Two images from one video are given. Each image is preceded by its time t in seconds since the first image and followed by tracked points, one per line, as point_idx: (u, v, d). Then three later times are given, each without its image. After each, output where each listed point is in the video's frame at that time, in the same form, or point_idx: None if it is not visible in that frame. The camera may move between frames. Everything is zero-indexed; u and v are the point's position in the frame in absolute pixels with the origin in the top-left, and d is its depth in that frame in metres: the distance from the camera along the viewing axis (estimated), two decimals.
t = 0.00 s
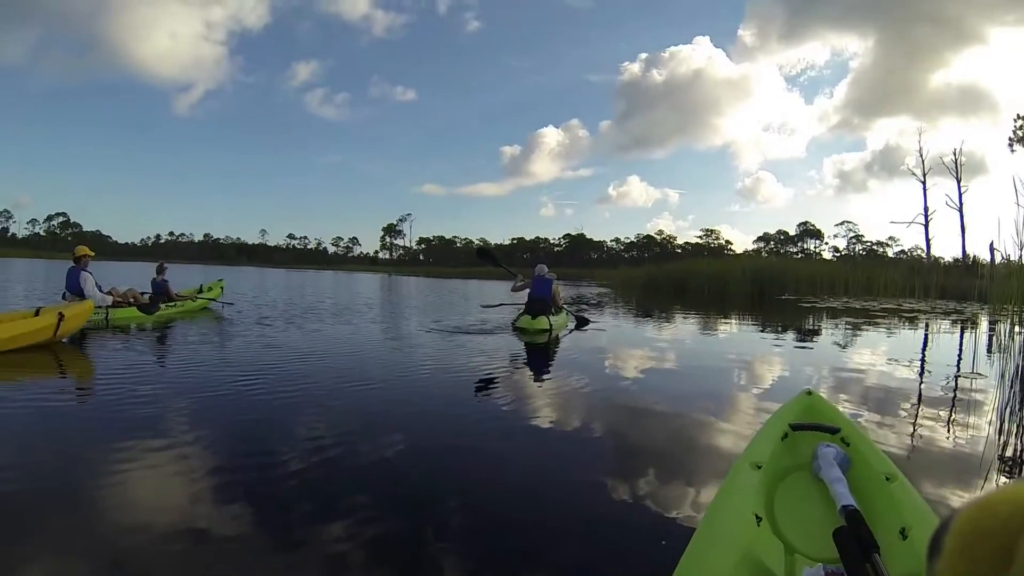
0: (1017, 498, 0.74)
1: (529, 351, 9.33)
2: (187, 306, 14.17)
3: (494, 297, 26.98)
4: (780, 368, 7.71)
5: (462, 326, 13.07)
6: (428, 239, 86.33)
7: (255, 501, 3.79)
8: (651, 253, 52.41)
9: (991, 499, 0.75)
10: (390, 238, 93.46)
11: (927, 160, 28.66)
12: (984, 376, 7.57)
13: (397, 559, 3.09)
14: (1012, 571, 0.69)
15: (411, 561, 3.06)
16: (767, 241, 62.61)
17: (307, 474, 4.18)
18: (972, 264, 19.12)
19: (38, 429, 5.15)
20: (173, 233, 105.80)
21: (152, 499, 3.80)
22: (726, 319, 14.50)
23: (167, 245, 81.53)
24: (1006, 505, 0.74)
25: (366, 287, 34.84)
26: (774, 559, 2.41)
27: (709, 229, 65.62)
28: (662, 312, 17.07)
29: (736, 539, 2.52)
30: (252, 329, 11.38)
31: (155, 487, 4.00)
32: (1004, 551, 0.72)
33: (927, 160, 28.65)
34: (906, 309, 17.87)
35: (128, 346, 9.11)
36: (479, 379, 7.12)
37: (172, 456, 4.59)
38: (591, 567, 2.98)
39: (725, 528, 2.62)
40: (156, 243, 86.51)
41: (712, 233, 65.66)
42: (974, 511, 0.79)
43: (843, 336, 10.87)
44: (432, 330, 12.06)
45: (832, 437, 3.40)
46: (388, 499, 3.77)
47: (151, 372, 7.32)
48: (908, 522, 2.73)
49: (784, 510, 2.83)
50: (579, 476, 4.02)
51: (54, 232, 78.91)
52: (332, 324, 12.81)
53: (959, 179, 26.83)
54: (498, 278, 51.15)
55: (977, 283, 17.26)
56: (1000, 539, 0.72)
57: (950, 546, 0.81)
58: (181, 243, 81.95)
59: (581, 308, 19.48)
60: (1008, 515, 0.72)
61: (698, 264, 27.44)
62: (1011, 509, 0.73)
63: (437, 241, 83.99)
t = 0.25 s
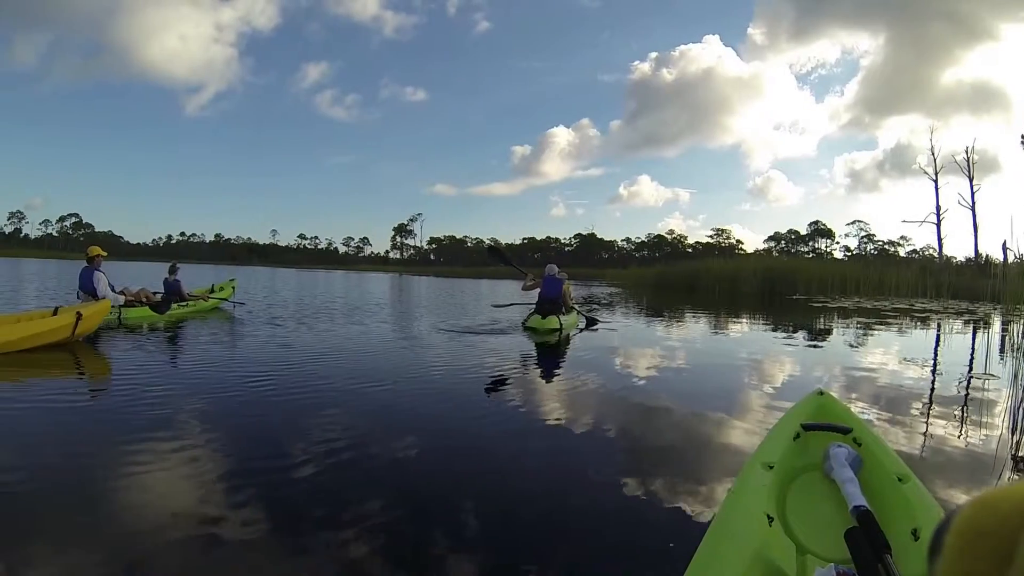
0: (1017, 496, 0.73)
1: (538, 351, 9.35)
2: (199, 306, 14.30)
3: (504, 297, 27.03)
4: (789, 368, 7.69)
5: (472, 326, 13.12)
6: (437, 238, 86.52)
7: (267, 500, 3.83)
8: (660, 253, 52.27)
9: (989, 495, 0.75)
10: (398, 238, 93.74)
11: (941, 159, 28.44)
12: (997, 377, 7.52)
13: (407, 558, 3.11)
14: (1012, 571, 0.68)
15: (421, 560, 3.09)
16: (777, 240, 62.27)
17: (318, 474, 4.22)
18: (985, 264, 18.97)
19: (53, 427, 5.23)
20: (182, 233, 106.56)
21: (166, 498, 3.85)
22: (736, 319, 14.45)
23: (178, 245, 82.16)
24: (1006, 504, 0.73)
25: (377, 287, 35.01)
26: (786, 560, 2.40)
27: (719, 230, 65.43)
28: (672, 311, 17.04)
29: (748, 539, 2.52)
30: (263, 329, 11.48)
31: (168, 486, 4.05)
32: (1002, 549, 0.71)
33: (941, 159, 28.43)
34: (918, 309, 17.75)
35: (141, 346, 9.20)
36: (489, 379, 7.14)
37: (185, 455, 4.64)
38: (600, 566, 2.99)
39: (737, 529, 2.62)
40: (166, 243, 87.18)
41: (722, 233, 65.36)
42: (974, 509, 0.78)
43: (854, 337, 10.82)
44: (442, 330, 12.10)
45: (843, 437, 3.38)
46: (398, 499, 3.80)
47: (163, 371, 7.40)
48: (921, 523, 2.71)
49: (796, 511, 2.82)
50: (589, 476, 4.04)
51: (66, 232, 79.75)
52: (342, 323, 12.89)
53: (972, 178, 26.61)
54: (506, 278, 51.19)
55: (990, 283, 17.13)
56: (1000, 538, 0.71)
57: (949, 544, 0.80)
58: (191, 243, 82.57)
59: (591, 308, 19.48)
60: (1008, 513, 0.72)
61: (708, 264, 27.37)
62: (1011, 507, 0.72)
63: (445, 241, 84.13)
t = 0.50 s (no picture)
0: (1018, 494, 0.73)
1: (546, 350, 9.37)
2: (208, 305, 14.40)
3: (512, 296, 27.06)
4: (798, 367, 7.68)
5: (480, 325, 13.15)
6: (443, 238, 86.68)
7: (275, 498, 3.87)
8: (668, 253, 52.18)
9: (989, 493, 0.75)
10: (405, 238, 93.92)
11: (952, 158, 28.28)
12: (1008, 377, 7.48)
13: (416, 556, 3.14)
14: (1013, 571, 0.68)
15: (429, 558, 3.11)
16: (784, 240, 62.07)
17: (326, 472, 4.26)
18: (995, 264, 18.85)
19: (65, 425, 5.29)
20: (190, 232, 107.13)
21: (177, 495, 3.90)
22: (746, 319, 14.41)
23: (185, 245, 82.65)
24: (1007, 502, 0.73)
25: (386, 287, 35.16)
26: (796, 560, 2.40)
27: (727, 229, 65.19)
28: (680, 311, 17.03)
29: (758, 539, 2.52)
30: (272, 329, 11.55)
31: (178, 484, 4.08)
32: (1003, 548, 0.71)
33: (952, 159, 28.27)
34: (927, 309, 17.66)
35: (151, 345, 9.27)
36: (497, 378, 7.17)
37: (195, 453, 4.68)
38: (607, 564, 3.01)
39: (747, 528, 2.62)
40: (174, 243, 87.68)
41: (730, 232, 65.13)
42: (976, 507, 0.78)
43: (864, 336, 10.78)
44: (450, 329, 12.14)
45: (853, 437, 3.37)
46: (405, 498, 3.82)
47: (173, 371, 7.45)
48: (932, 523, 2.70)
49: (806, 511, 2.82)
50: (596, 475, 4.05)
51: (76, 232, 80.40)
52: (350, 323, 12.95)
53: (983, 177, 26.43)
54: (513, 278, 51.22)
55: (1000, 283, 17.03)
56: (1001, 536, 0.71)
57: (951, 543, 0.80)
58: (199, 242, 83.05)
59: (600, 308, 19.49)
60: (1007, 512, 0.72)
61: (716, 263, 27.32)
62: (1011, 506, 0.72)
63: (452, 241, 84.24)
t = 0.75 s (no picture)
0: (1018, 495, 0.73)
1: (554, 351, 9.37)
2: (217, 308, 14.51)
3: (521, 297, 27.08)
4: (806, 366, 7.67)
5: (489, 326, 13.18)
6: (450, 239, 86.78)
7: (285, 500, 3.89)
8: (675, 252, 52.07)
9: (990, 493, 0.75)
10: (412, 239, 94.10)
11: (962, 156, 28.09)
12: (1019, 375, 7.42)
13: (424, 556, 3.17)
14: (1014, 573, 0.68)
15: (438, 558, 3.13)
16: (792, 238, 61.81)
17: (335, 474, 4.28)
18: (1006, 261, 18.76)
19: (77, 429, 5.36)
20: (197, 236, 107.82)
21: (188, 497, 3.94)
22: (756, 318, 14.37)
23: (194, 248, 83.04)
24: (1009, 502, 0.73)
25: (396, 289, 35.28)
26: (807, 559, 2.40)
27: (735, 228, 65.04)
28: (690, 311, 16.98)
29: (768, 538, 2.52)
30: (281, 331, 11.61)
31: (188, 486, 4.12)
32: (1002, 548, 0.71)
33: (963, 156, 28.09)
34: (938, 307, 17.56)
35: (161, 348, 9.36)
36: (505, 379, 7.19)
37: (204, 455, 4.73)
38: (614, 563, 3.02)
39: (757, 527, 2.62)
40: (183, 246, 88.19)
41: (738, 232, 64.91)
42: (978, 507, 0.78)
43: (873, 335, 10.72)
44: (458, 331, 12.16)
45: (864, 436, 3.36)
46: (413, 499, 3.84)
47: (183, 373, 7.51)
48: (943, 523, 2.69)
49: (816, 510, 2.81)
50: (604, 475, 4.06)
51: (85, 236, 81.07)
52: (358, 325, 13.00)
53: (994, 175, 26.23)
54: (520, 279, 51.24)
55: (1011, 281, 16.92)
56: (1001, 536, 0.71)
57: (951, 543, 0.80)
58: (206, 245, 83.50)
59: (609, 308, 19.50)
60: (1008, 512, 0.72)
61: (725, 263, 27.25)
62: (1013, 506, 0.72)
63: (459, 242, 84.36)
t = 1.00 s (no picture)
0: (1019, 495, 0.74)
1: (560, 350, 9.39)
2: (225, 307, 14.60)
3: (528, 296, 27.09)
4: (813, 364, 7.66)
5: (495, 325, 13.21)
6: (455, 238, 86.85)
7: (294, 500, 3.93)
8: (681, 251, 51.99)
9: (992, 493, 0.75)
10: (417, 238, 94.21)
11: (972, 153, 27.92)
12: None
13: (434, 556, 3.20)
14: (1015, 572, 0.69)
15: (446, 558, 3.17)
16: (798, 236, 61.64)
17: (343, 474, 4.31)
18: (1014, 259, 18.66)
19: (89, 429, 5.42)
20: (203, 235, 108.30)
21: (199, 497, 3.98)
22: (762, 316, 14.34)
23: (201, 248, 83.45)
24: (1011, 502, 0.74)
25: (403, 288, 35.36)
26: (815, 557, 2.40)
27: (741, 227, 64.91)
28: (697, 310, 17.00)
29: (776, 536, 2.52)
30: (288, 330, 11.68)
31: (199, 487, 4.16)
32: (1002, 548, 0.72)
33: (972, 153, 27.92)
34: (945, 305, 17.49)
35: (171, 348, 9.43)
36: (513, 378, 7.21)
37: (214, 455, 4.77)
38: (622, 562, 3.04)
39: (765, 524, 2.63)
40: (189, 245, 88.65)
41: (744, 231, 64.74)
42: (979, 507, 0.78)
43: (881, 333, 10.67)
44: (464, 330, 12.19)
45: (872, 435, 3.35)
46: (422, 499, 3.87)
47: (192, 373, 7.57)
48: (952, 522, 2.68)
49: (824, 509, 2.81)
50: (612, 473, 4.08)
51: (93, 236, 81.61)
52: (364, 324, 13.05)
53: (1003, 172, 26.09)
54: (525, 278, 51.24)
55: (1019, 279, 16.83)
56: (1003, 536, 0.71)
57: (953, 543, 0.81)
58: (213, 245, 84.15)
59: (616, 307, 19.52)
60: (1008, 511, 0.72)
61: (732, 261, 27.21)
62: (1014, 506, 0.73)
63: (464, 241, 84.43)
